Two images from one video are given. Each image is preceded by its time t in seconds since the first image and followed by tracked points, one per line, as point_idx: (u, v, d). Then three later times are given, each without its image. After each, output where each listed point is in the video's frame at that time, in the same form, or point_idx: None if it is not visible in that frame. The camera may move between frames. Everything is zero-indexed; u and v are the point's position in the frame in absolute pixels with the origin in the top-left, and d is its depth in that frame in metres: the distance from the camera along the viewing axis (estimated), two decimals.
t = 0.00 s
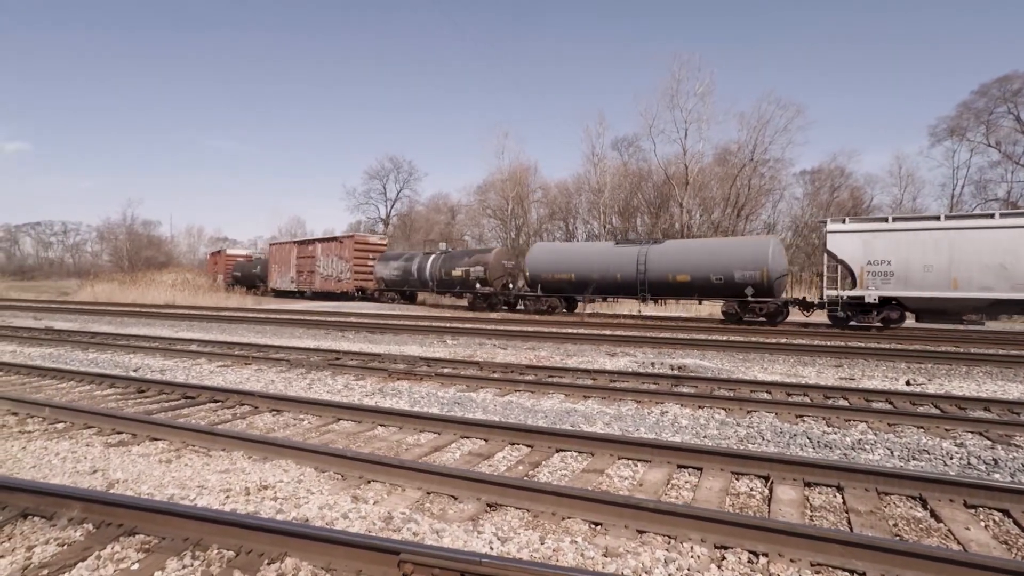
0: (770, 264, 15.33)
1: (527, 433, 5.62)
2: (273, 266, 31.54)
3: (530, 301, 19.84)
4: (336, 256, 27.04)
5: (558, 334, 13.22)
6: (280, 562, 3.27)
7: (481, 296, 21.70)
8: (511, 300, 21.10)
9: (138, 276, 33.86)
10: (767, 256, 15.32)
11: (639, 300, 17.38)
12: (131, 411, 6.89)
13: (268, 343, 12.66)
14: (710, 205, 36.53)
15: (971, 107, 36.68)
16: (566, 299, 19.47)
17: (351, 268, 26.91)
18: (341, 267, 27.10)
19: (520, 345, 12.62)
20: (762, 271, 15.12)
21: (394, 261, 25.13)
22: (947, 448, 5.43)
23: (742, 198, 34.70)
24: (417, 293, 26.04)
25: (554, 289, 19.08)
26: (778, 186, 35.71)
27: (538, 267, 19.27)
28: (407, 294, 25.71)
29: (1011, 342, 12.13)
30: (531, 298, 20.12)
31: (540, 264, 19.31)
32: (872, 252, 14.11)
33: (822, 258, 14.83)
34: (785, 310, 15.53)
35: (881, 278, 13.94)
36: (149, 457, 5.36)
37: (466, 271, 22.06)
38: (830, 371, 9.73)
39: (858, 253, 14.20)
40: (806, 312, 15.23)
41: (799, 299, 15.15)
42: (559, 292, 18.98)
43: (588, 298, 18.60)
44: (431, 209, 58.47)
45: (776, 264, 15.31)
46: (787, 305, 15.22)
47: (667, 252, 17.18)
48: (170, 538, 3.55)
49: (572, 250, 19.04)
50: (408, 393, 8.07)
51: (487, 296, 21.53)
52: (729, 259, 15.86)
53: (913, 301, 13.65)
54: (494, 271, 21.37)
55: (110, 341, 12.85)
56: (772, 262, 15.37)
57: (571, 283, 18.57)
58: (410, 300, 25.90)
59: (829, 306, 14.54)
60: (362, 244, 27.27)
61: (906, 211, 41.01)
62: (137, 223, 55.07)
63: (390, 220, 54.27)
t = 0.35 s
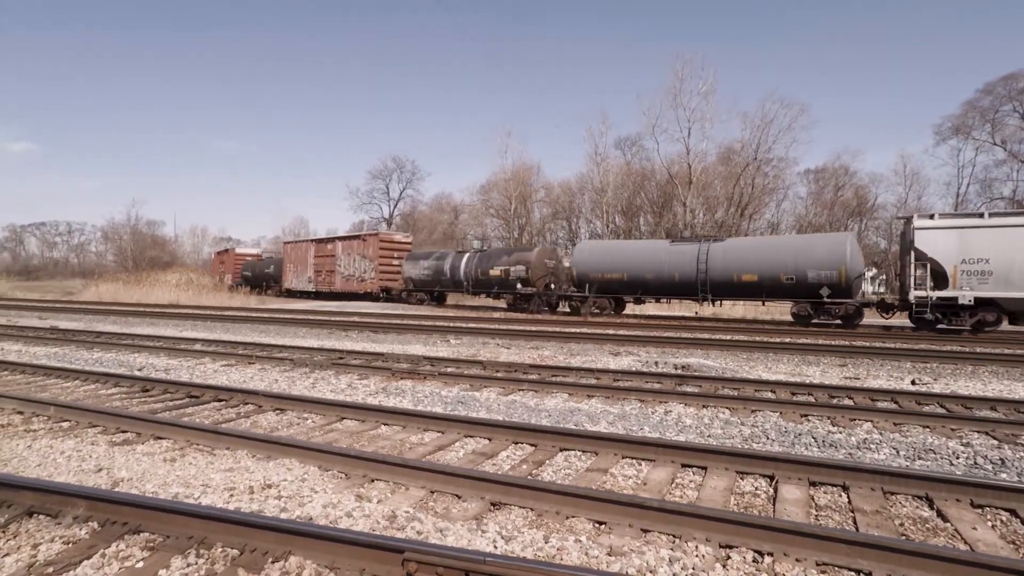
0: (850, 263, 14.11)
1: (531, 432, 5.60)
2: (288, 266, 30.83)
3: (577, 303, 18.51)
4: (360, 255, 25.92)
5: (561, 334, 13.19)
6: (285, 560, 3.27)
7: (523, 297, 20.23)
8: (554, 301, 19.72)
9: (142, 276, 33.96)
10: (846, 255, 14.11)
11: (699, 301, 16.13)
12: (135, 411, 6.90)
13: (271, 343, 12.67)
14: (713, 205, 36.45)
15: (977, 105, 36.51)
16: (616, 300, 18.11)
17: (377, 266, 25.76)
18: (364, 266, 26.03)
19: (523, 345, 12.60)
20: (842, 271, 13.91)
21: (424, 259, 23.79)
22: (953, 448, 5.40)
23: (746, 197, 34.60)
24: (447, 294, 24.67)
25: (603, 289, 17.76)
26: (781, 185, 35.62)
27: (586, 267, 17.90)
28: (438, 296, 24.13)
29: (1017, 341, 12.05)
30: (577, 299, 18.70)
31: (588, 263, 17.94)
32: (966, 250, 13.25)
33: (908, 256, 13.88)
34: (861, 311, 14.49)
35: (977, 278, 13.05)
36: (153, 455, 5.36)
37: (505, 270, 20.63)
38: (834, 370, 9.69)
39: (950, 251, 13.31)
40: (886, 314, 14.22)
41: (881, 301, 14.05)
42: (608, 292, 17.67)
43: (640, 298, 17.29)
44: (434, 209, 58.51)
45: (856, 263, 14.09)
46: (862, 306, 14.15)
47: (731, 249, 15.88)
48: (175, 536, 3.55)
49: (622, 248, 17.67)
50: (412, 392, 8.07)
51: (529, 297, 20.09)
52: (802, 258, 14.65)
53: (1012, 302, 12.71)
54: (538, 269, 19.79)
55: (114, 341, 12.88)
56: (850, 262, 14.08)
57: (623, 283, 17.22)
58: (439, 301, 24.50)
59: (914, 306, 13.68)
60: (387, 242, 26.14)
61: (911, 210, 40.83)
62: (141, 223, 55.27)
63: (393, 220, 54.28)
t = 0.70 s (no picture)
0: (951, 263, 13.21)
1: (541, 431, 5.58)
2: (311, 265, 30.19)
3: (637, 305, 17.19)
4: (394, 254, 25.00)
5: (572, 333, 13.14)
6: (292, 557, 3.27)
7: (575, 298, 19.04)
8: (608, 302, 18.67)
9: (156, 276, 34.31)
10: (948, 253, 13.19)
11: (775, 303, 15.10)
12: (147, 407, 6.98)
13: (282, 342, 12.75)
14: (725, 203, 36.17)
15: (995, 101, 35.95)
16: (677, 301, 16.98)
17: (411, 267, 24.63)
18: (398, 266, 25.19)
19: (532, 343, 12.58)
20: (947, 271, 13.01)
21: (465, 258, 22.41)
22: (972, 449, 5.29)
23: (759, 196, 34.32)
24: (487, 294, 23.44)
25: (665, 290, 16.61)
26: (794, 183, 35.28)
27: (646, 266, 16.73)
28: (477, 296, 22.97)
29: None
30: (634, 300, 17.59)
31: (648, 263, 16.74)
32: None
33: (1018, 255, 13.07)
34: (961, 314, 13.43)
35: None
36: (165, 452, 5.40)
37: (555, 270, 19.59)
38: (848, 370, 9.58)
39: None
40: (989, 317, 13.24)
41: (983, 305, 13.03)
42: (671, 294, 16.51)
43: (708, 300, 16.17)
44: (445, 208, 58.62)
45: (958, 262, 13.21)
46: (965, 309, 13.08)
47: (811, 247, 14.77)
48: (185, 530, 3.57)
49: (686, 246, 16.56)
50: (421, 391, 8.07)
51: (582, 297, 19.14)
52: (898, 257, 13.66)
53: None
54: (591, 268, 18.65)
55: (128, 339, 13.02)
56: (952, 261, 13.18)
57: (688, 283, 16.08)
58: (480, 303, 23.30)
59: None
60: (422, 241, 25.28)
61: (927, 208, 40.27)
62: (155, 223, 55.89)
63: (404, 220, 54.47)
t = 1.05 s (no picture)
0: None
1: (547, 430, 5.55)
2: (334, 265, 29.11)
3: (700, 306, 16.22)
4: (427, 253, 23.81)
5: (579, 333, 13.09)
6: (297, 554, 3.26)
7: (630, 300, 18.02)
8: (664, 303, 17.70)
9: (165, 276, 34.48)
10: None
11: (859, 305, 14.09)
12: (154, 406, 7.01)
13: (288, 341, 12.78)
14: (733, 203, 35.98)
15: (1007, 100, 35.61)
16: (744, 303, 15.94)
17: (446, 267, 23.43)
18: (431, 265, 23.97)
19: (538, 343, 12.55)
20: None
21: (505, 257, 21.13)
22: (984, 450, 5.22)
23: (767, 196, 34.14)
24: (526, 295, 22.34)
25: (733, 292, 15.51)
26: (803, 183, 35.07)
27: (712, 266, 15.61)
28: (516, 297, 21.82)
29: None
30: (695, 302, 16.54)
31: (714, 262, 15.60)
32: None
33: None
34: None
35: None
36: (171, 450, 5.41)
37: (606, 270, 18.56)
38: (857, 370, 9.49)
39: None
40: None
41: None
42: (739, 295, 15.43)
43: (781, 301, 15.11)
44: (451, 209, 58.66)
45: None
46: None
47: (901, 243, 13.61)
48: (190, 528, 3.56)
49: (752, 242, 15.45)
50: (427, 390, 8.06)
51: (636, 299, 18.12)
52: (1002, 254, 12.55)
53: None
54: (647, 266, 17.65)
55: (136, 338, 13.07)
56: None
57: (757, 284, 15.06)
58: (518, 304, 22.18)
59: None
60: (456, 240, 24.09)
61: (938, 208, 39.93)
62: (164, 224, 56.25)
63: (411, 220, 54.52)
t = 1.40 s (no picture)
0: None
1: (548, 430, 5.53)
2: (354, 265, 28.21)
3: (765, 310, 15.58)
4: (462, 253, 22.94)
5: (581, 333, 13.07)
6: (296, 553, 3.25)
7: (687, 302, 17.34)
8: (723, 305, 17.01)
9: (169, 277, 34.55)
10: None
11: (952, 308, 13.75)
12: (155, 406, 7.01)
13: (290, 342, 12.79)
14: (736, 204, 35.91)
15: (1012, 99, 35.44)
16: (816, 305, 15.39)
17: (480, 268, 22.52)
18: (464, 265, 23.04)
19: (539, 344, 12.53)
20: None
21: (547, 258, 20.40)
22: (988, 450, 5.18)
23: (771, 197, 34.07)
24: (567, 296, 21.58)
25: (807, 293, 15.02)
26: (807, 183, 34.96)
27: (783, 266, 15.17)
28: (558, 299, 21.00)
29: None
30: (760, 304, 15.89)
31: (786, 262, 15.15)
32: None
33: None
34: None
35: None
36: (172, 450, 5.41)
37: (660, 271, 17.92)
38: (860, 371, 9.45)
39: None
40: None
41: None
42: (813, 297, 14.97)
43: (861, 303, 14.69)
44: (454, 209, 58.66)
45: None
46: None
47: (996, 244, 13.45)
48: (191, 527, 3.55)
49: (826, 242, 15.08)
50: (428, 390, 8.05)
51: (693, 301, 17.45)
52: None
53: None
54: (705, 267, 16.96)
55: (139, 339, 13.10)
56: None
57: (833, 285, 14.65)
58: (558, 306, 21.37)
59: None
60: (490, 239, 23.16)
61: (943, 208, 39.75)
62: (168, 225, 56.40)
63: (414, 220, 54.55)
